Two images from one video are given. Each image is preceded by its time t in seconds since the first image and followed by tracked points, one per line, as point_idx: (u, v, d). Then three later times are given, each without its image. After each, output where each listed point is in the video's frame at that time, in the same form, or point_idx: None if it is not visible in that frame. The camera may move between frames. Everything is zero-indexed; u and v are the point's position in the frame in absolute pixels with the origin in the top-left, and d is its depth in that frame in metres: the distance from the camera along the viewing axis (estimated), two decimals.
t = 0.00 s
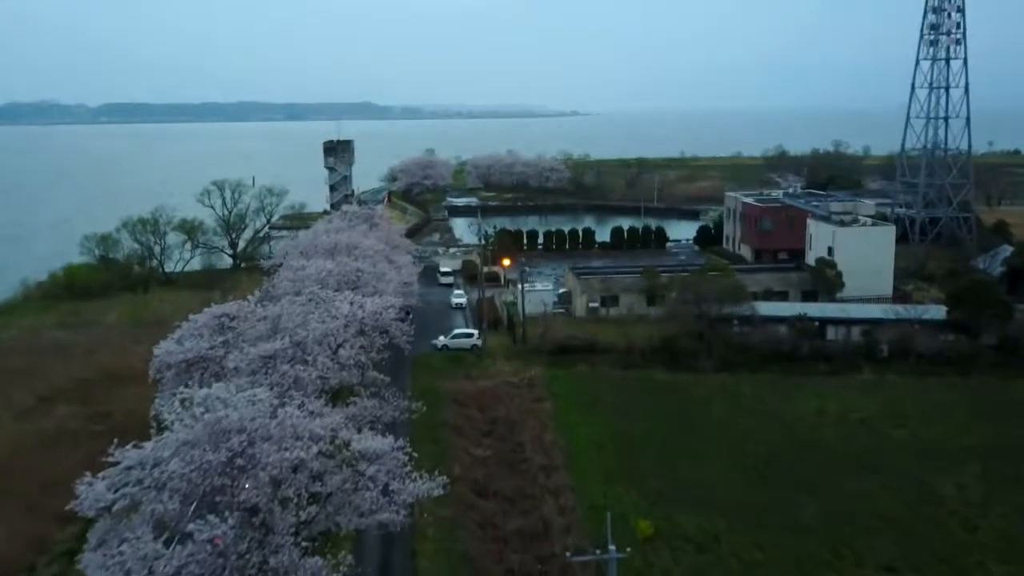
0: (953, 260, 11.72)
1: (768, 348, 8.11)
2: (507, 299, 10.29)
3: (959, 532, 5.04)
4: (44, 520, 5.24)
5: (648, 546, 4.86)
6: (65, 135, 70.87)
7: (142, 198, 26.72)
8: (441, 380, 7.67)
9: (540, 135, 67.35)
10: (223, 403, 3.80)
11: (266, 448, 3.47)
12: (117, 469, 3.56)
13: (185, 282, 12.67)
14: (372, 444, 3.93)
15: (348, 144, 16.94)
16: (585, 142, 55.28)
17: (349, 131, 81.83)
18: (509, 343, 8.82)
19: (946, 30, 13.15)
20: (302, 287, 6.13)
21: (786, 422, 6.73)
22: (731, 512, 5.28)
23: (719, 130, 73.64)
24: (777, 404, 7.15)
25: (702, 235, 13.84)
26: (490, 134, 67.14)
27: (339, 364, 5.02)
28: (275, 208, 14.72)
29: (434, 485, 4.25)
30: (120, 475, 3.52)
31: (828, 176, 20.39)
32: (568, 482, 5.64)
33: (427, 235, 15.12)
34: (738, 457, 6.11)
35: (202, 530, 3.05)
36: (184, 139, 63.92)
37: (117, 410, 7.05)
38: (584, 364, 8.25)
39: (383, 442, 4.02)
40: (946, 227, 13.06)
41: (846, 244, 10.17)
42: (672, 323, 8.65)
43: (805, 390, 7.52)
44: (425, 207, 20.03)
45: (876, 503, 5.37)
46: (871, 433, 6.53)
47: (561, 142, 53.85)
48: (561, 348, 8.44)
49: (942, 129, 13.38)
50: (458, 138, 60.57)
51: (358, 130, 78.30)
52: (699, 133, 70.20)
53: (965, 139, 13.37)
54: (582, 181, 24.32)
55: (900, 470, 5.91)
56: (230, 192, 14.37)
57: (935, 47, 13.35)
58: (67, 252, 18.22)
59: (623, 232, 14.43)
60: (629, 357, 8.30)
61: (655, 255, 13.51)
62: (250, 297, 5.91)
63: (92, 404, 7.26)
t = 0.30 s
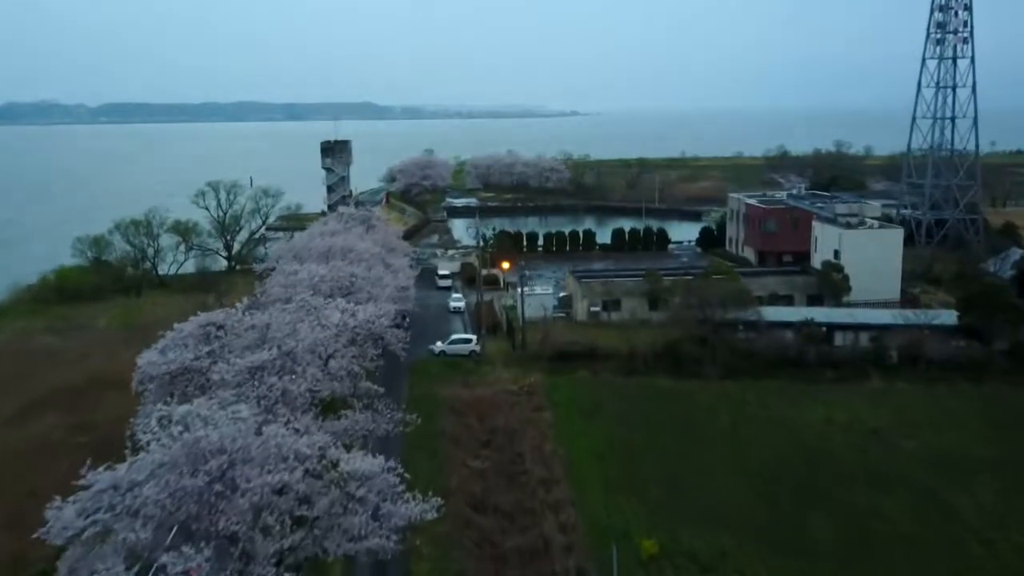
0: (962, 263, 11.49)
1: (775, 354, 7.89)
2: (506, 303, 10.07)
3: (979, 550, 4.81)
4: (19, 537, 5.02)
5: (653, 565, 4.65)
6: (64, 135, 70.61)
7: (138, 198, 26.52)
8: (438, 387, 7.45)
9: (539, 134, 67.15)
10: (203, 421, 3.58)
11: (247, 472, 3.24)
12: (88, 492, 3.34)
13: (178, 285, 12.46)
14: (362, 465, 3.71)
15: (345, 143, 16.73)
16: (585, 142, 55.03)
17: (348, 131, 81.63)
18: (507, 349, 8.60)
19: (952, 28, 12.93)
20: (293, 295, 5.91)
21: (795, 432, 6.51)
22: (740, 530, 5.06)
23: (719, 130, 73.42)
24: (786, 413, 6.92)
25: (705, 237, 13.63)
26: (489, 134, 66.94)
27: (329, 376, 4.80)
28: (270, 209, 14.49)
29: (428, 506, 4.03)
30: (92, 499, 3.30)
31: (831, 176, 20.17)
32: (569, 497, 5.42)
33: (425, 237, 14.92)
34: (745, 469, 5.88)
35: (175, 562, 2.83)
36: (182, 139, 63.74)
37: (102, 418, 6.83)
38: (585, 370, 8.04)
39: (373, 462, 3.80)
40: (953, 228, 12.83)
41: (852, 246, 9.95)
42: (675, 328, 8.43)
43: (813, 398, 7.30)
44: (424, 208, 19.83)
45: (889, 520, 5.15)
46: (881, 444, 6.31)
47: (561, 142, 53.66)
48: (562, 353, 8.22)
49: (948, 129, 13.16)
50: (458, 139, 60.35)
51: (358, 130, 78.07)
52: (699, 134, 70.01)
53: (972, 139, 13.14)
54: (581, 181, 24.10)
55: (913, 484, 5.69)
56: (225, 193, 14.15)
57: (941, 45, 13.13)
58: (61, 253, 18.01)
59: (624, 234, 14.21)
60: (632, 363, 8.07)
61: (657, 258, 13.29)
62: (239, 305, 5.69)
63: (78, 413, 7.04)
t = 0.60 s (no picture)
0: (970, 266, 11.27)
1: (782, 362, 7.66)
2: (505, 307, 9.85)
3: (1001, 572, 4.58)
4: None
5: None
6: (62, 135, 70.44)
7: (135, 199, 26.30)
8: (436, 396, 7.22)
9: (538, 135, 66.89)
10: (182, 441, 3.36)
11: (225, 499, 3.02)
12: (57, 518, 3.11)
13: (172, 288, 12.23)
14: (351, 488, 3.49)
15: (343, 143, 16.51)
16: (584, 142, 54.80)
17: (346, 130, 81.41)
18: (506, 355, 8.37)
19: (959, 27, 12.71)
20: (283, 304, 5.69)
21: (804, 444, 6.29)
22: (749, 549, 4.84)
23: (719, 129, 73.18)
24: (794, 423, 6.70)
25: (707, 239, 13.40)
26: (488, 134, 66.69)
27: (319, 390, 4.58)
28: (266, 211, 14.26)
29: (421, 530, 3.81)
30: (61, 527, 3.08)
31: (834, 177, 19.95)
32: (570, 513, 5.19)
33: (423, 239, 14.69)
34: (753, 484, 5.65)
35: None
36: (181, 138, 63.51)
37: (88, 427, 6.60)
38: (586, 377, 7.81)
39: (363, 485, 3.57)
40: (960, 230, 12.61)
41: (859, 249, 9.72)
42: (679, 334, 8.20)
43: (822, 407, 7.07)
44: (423, 209, 19.61)
45: (905, 539, 4.93)
46: (894, 455, 6.09)
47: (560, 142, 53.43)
48: (562, 360, 7.99)
49: (955, 129, 12.94)
50: (457, 139, 60.11)
51: (358, 131, 77.88)
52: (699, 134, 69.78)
53: (979, 140, 12.93)
54: (581, 182, 23.88)
55: (929, 498, 5.47)
56: (220, 194, 13.92)
57: (948, 44, 12.91)
58: (55, 255, 17.77)
59: (625, 236, 13.99)
60: (634, 370, 7.84)
61: (659, 260, 13.07)
62: (226, 313, 5.47)
63: (63, 421, 6.80)
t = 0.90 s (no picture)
0: (979, 269, 11.05)
1: (789, 370, 7.45)
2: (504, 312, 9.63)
3: None
4: None
5: None
6: (59, 134, 70.18)
7: (131, 199, 26.09)
8: (433, 405, 7.00)
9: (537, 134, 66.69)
10: (158, 464, 3.14)
11: (201, 531, 2.79)
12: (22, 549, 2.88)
13: (166, 291, 12.02)
14: (339, 515, 3.26)
15: (340, 144, 16.30)
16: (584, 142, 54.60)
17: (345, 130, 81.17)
18: (505, 362, 8.15)
19: (967, 26, 12.49)
20: (273, 313, 5.46)
21: (815, 457, 6.06)
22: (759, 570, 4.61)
23: (719, 129, 72.96)
24: (802, 434, 6.48)
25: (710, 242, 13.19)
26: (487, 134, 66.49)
27: (309, 405, 4.35)
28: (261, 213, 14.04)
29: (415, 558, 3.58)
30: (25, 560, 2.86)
31: (837, 178, 19.74)
32: (572, 531, 4.97)
33: (422, 242, 14.47)
34: (762, 500, 5.43)
35: None
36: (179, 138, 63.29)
37: (73, 438, 6.38)
38: (588, 385, 7.59)
39: (353, 511, 3.35)
40: (968, 232, 12.39)
41: (866, 253, 9.50)
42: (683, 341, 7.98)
43: (831, 417, 6.84)
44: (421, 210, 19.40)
45: (923, 561, 4.70)
46: (908, 469, 5.87)
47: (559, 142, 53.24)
48: (563, 367, 7.77)
49: (962, 130, 12.71)
50: (456, 138, 59.90)
51: (357, 131, 77.66)
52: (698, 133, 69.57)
53: (987, 141, 12.71)
54: (582, 183, 23.66)
55: (946, 514, 5.25)
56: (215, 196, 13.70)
57: (955, 43, 12.68)
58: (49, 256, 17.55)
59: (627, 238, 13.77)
60: (637, 378, 7.62)
61: (661, 263, 12.86)
62: (213, 322, 5.25)
63: (47, 432, 6.57)
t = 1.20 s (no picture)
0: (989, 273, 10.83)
1: (797, 378, 7.23)
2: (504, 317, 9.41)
3: None
4: None
5: None
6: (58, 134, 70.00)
7: (128, 199, 25.84)
8: (431, 414, 6.79)
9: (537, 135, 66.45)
10: (132, 491, 2.93)
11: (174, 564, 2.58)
12: None
13: (160, 294, 11.80)
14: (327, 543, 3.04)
15: (339, 144, 16.08)
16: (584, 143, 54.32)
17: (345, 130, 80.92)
18: (505, 369, 7.92)
19: (975, 25, 12.27)
20: (264, 322, 5.25)
21: (826, 469, 5.85)
22: None
23: (720, 129, 72.71)
24: (812, 445, 6.26)
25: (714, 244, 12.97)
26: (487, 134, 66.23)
27: (298, 420, 4.14)
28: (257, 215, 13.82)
29: None
30: None
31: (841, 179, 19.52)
32: (574, 550, 4.75)
33: (420, 244, 14.25)
34: (772, 515, 5.21)
35: None
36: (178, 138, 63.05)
37: (58, 449, 6.16)
38: (590, 392, 7.37)
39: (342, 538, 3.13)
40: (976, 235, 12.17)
41: (875, 256, 9.28)
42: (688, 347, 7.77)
43: (842, 427, 6.62)
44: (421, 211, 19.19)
45: None
46: (923, 483, 5.65)
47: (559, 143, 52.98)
48: (565, 374, 7.55)
49: (971, 131, 12.50)
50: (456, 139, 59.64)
51: (357, 131, 77.40)
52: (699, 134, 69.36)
53: (995, 142, 12.49)
54: (582, 184, 23.43)
55: (963, 531, 5.03)
56: (211, 197, 13.48)
57: (963, 43, 12.46)
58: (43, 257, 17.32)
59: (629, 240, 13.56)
60: (641, 386, 7.40)
61: (664, 266, 12.65)
62: (200, 332, 5.03)
63: (31, 442, 6.35)
